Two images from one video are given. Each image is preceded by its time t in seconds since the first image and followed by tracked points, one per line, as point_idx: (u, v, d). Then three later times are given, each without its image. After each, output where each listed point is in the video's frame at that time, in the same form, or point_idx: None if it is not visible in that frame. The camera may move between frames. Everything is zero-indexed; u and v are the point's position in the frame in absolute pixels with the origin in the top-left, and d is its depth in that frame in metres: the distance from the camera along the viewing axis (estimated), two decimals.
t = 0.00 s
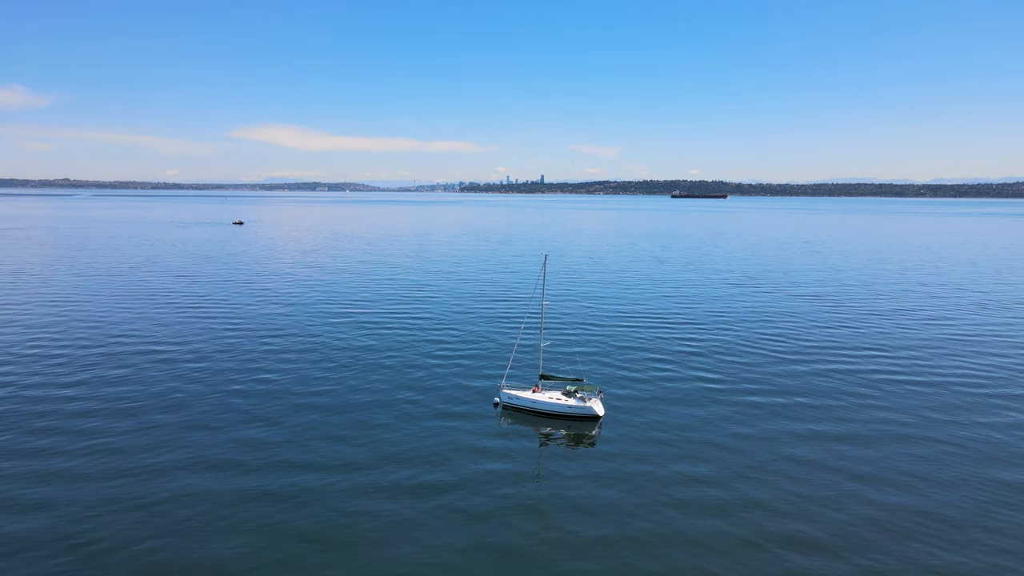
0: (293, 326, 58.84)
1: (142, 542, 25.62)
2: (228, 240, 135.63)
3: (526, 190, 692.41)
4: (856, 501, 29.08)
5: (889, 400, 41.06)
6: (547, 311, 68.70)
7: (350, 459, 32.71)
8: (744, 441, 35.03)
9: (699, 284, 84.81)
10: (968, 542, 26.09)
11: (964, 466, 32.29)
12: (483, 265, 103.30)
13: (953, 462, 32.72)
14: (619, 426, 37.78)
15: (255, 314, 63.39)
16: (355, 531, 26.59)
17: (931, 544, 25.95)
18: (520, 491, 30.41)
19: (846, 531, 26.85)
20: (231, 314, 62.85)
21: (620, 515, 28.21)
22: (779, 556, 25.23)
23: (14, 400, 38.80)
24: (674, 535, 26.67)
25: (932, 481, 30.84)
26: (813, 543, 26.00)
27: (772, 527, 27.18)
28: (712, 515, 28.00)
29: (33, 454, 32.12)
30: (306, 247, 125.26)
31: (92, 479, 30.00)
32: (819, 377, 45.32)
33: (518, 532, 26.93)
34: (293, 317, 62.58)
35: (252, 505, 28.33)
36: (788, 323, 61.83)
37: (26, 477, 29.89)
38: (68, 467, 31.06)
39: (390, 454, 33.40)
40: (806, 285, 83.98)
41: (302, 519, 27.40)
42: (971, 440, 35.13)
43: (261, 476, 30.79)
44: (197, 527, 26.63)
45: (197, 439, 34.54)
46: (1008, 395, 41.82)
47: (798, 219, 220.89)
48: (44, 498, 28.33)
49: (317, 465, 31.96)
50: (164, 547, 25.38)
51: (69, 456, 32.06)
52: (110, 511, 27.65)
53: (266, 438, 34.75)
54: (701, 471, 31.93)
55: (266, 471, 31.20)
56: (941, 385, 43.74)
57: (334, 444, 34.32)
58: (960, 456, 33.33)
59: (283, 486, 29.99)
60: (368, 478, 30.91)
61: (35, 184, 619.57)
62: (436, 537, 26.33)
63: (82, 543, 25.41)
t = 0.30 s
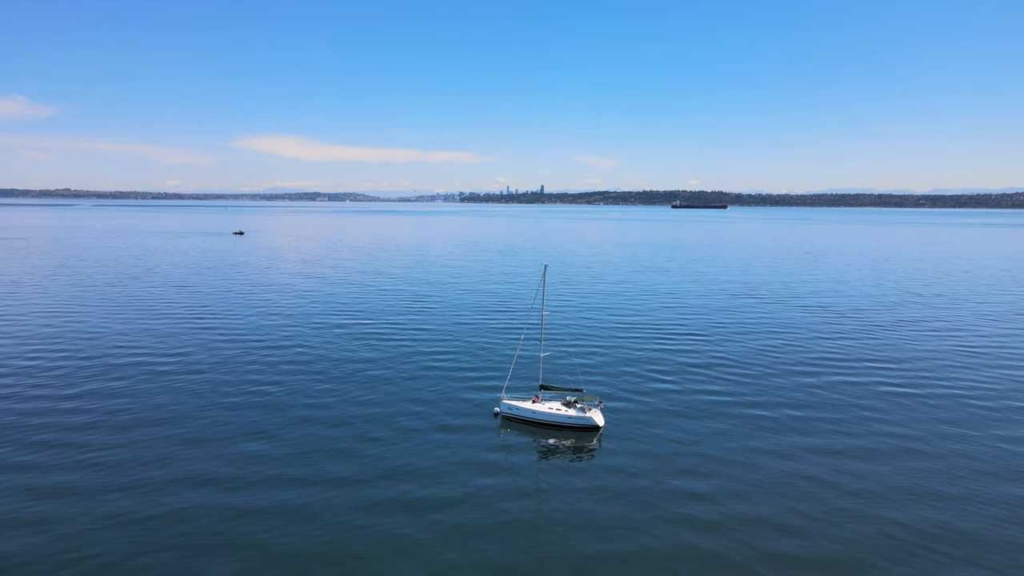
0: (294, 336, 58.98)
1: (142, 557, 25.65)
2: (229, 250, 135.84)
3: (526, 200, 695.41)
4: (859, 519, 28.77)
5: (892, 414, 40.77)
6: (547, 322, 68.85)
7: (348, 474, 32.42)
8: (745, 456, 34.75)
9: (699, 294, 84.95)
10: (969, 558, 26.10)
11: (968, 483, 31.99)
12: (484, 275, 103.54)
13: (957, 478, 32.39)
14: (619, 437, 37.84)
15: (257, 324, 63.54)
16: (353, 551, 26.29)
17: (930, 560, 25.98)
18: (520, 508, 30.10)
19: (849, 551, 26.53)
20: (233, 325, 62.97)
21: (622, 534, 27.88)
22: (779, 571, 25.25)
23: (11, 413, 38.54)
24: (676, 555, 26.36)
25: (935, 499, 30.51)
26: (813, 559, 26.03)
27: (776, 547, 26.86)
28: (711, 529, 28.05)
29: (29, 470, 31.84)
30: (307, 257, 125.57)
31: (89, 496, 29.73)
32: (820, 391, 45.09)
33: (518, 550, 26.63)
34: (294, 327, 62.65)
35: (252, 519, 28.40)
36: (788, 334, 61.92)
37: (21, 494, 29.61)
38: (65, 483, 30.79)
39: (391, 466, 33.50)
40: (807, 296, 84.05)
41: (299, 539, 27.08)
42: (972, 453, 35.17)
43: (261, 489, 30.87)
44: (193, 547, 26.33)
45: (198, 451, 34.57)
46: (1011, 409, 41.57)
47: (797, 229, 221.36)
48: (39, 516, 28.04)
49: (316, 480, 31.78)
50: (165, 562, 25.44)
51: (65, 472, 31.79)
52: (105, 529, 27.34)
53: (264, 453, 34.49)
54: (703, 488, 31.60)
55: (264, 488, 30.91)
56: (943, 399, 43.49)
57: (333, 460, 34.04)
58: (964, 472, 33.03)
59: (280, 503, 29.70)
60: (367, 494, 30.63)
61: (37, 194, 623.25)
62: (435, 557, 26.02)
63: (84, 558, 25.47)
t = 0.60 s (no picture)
0: (294, 344, 58.97)
1: (141, 567, 25.61)
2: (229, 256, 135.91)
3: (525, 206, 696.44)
4: (862, 531, 28.54)
5: (894, 423, 40.56)
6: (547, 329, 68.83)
7: (347, 483, 32.36)
8: (745, 465, 34.73)
9: (699, 301, 84.93)
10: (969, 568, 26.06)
11: (972, 494, 31.75)
12: (484, 281, 103.52)
13: (957, 487, 32.37)
14: (619, 445, 37.82)
15: (257, 331, 63.51)
16: (351, 564, 26.07)
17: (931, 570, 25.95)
18: (521, 518, 29.89)
19: (851, 564, 26.32)
20: (233, 332, 62.95)
21: (622, 546, 27.65)
22: None
23: (9, 421, 38.40)
24: (677, 568, 26.10)
25: (938, 510, 30.24)
26: (813, 569, 26.00)
27: (778, 560, 26.61)
28: (711, 538, 28.01)
29: (26, 480, 31.69)
30: (307, 264, 125.61)
31: (86, 507, 29.56)
32: (822, 399, 44.94)
33: (516, 560, 26.57)
34: (294, 334, 62.63)
35: (251, 527, 28.37)
36: (789, 341, 61.90)
37: (18, 505, 29.43)
38: (62, 493, 30.62)
39: (391, 474, 33.48)
40: (808, 303, 84.00)
41: (298, 551, 26.85)
42: (972, 462, 35.14)
43: (261, 497, 30.86)
44: (190, 560, 26.10)
45: (197, 459, 34.57)
46: (1015, 418, 41.35)
47: (797, 235, 221.63)
48: (35, 527, 27.87)
49: (316, 489, 31.76)
50: (164, 571, 25.40)
51: (63, 482, 31.66)
52: (101, 541, 27.14)
53: (263, 461, 34.46)
54: (704, 499, 31.39)
55: (263, 498, 30.71)
56: (946, 408, 43.28)
57: (332, 469, 33.86)
58: (967, 483, 32.79)
59: (279, 514, 29.50)
60: (366, 504, 30.43)
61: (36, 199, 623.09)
62: (434, 569, 25.79)
63: (83, 567, 25.47)
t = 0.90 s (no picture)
0: (295, 345, 58.98)
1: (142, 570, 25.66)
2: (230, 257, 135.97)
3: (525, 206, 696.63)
4: (863, 535, 28.50)
5: (895, 426, 40.47)
6: (547, 330, 68.83)
7: (348, 486, 32.40)
8: (745, 467, 34.76)
9: (700, 302, 84.89)
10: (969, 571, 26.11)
11: (972, 497, 31.74)
12: (484, 282, 103.55)
13: (957, 490, 32.41)
14: (619, 446, 37.85)
15: (257, 332, 63.48)
16: (351, 568, 26.08)
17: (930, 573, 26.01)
18: (521, 522, 29.83)
19: (851, 567, 26.38)
20: (233, 333, 62.95)
21: (622, 551, 27.57)
22: None
23: (9, 424, 38.37)
24: (677, 572, 26.12)
25: (940, 515, 30.15)
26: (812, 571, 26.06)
27: (778, 564, 26.58)
28: (710, 541, 28.08)
29: (27, 482, 31.76)
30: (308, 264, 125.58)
31: (86, 510, 29.58)
32: (822, 400, 44.95)
33: (517, 563, 26.63)
34: (294, 335, 62.64)
35: (251, 530, 28.40)
36: (789, 342, 61.91)
37: (19, 507, 29.49)
38: (63, 495, 30.68)
39: (391, 476, 33.52)
40: (809, 304, 83.95)
41: (297, 556, 26.79)
42: (972, 464, 35.15)
43: (261, 499, 30.91)
44: (189, 564, 26.04)
45: (198, 461, 34.60)
46: (1016, 421, 41.25)
47: (798, 235, 221.37)
48: (34, 532, 27.82)
49: (316, 491, 31.80)
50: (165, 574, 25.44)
51: (63, 484, 31.71)
52: (100, 545, 27.09)
53: (264, 464, 34.51)
54: (705, 503, 31.28)
55: (263, 502, 30.71)
56: (947, 411, 43.18)
57: (332, 473, 33.81)
58: (968, 487, 32.71)
59: (278, 517, 29.49)
60: (366, 507, 30.45)
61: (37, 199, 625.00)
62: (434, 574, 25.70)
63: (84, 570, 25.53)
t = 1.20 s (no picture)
0: (295, 346, 58.92)
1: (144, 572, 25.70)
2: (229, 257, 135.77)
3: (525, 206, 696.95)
4: (863, 537, 28.59)
5: (895, 427, 40.50)
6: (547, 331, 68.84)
7: (349, 488, 32.46)
8: (746, 469, 34.79)
9: (699, 302, 84.88)
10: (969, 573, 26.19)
11: (972, 499, 31.80)
12: (485, 282, 103.58)
13: (958, 492, 32.47)
14: (619, 447, 37.92)
15: (257, 333, 63.45)
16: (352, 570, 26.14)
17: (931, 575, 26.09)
18: (521, 525, 29.83)
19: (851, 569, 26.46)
20: (233, 334, 62.92)
21: (622, 554, 27.57)
22: None
23: (7, 426, 38.24)
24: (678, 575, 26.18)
25: (941, 519, 30.07)
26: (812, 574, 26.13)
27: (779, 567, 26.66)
28: (711, 544, 28.16)
29: (28, 485, 31.75)
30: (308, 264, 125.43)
31: (87, 513, 29.57)
32: (822, 401, 44.97)
33: (518, 565, 26.70)
34: (294, 336, 62.62)
35: (253, 532, 28.46)
36: (789, 342, 61.91)
37: (21, 510, 29.50)
38: (64, 498, 30.68)
39: (392, 478, 33.58)
40: (809, 304, 83.95)
41: (295, 562, 26.63)
42: (972, 466, 35.19)
43: (263, 502, 30.97)
44: (188, 569, 25.96)
45: (199, 464, 34.63)
46: (1019, 423, 41.05)
47: (798, 235, 221.00)
48: (36, 534, 27.84)
49: (318, 493, 31.86)
50: None
51: (65, 487, 31.72)
52: (101, 548, 27.10)
53: (265, 466, 34.57)
54: (705, 505, 31.34)
55: (264, 504, 30.77)
56: (948, 412, 43.21)
57: (331, 476, 33.69)
58: (969, 490, 32.67)
59: (280, 519, 29.54)
60: (367, 510, 30.50)
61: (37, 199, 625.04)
62: None
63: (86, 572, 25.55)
